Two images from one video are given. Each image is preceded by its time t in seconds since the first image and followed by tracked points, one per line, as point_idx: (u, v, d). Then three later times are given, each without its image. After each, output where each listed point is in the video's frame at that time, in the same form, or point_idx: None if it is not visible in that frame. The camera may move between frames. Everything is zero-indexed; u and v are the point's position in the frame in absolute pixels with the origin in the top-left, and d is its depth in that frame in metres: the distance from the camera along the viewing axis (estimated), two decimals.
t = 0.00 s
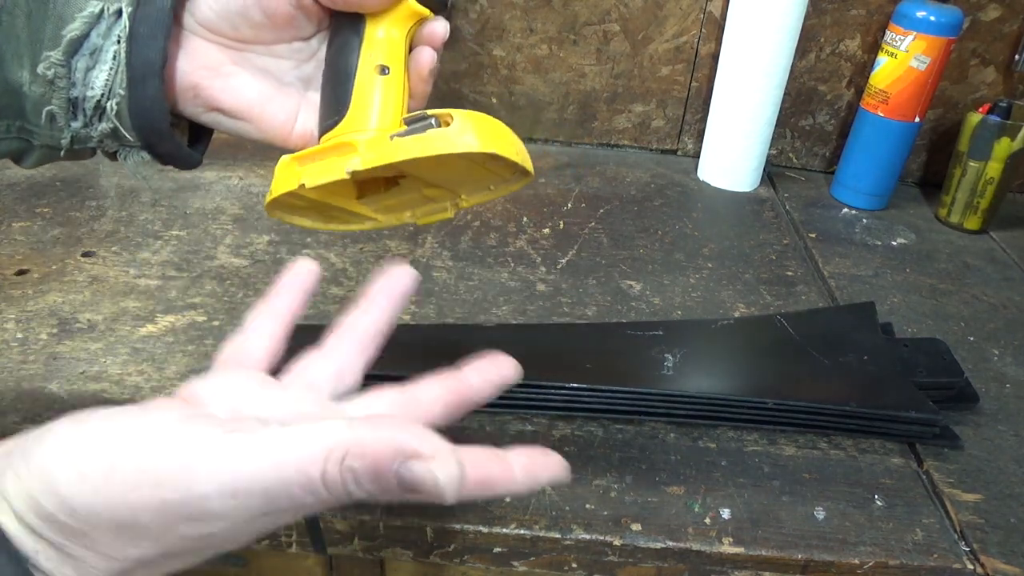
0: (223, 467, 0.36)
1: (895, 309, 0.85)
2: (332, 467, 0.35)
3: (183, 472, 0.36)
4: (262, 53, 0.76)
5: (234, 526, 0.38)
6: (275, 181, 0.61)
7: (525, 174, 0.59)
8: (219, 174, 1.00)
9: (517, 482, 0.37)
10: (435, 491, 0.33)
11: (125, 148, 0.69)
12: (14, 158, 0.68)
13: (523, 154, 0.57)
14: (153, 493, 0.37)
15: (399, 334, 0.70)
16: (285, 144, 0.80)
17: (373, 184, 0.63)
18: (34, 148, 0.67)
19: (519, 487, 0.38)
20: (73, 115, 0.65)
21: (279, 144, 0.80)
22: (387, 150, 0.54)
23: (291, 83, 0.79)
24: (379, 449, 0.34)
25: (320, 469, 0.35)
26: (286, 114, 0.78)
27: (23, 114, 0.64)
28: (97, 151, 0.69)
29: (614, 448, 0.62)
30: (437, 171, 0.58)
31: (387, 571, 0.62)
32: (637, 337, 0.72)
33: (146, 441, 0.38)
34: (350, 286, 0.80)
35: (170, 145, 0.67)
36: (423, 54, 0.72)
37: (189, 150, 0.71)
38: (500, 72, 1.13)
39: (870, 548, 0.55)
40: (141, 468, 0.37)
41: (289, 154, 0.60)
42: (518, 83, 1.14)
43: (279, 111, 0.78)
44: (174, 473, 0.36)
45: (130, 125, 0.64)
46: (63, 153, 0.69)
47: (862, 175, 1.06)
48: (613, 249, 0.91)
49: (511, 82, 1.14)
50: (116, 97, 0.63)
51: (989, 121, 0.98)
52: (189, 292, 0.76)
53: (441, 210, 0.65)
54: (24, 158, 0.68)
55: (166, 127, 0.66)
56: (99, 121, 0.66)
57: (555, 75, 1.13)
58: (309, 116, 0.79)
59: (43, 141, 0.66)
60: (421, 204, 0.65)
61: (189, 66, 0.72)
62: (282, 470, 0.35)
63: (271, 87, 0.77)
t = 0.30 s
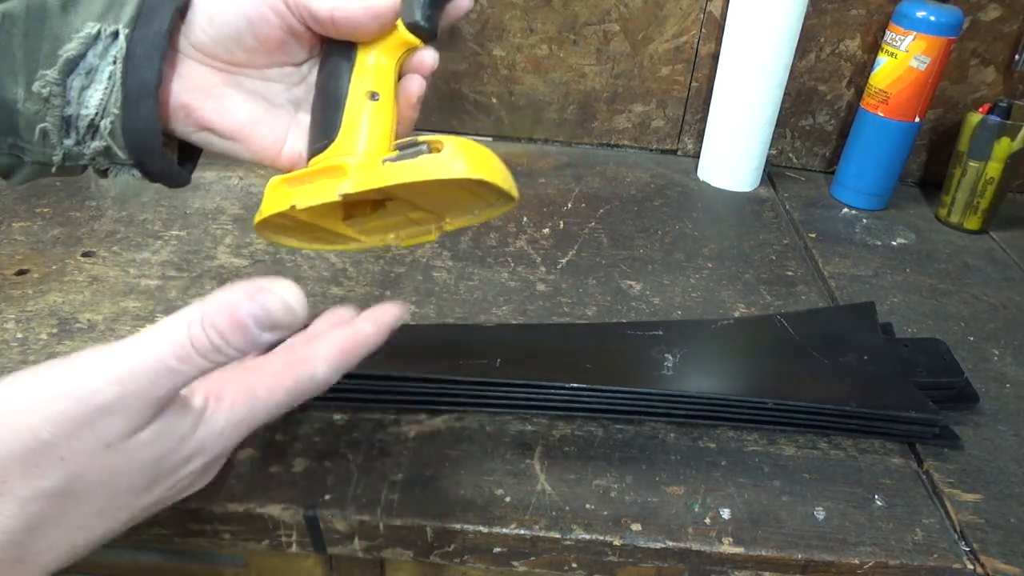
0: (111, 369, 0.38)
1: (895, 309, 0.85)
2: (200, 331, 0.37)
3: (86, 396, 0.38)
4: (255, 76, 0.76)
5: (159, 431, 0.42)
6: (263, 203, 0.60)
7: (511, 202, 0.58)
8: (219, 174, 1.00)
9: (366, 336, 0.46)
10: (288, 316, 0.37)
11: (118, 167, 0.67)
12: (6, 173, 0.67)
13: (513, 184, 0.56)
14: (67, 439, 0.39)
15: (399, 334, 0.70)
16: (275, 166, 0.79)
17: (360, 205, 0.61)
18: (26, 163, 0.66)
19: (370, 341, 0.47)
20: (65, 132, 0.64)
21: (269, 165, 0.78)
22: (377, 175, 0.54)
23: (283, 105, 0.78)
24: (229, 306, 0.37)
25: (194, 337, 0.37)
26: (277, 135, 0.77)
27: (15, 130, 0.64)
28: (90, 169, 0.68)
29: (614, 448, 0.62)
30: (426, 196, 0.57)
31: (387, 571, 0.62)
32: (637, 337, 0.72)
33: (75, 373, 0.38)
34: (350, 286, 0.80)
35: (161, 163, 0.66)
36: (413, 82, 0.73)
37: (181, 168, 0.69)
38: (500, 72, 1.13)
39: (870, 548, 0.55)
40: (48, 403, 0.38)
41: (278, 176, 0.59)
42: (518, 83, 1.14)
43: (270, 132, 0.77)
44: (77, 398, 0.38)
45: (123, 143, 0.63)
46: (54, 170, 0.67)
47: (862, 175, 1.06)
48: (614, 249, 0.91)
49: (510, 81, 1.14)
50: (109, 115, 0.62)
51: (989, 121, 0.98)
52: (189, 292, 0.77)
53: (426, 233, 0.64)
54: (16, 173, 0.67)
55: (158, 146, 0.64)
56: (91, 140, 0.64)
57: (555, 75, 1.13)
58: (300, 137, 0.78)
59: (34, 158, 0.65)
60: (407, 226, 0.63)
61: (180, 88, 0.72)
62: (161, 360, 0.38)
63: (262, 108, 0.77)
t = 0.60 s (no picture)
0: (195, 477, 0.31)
1: (895, 309, 0.85)
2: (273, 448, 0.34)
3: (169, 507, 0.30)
4: (233, 82, 0.76)
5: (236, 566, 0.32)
6: (243, 211, 0.60)
7: (491, 210, 0.58)
8: (219, 174, 1.00)
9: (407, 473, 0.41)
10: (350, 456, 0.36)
11: (99, 174, 0.66)
12: None
13: (492, 190, 0.56)
14: (131, 553, 0.28)
15: (399, 334, 0.70)
16: (255, 172, 0.78)
17: (341, 214, 0.61)
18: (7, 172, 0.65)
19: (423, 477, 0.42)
20: (45, 140, 0.64)
21: (249, 172, 0.78)
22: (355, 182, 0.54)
23: (265, 111, 0.78)
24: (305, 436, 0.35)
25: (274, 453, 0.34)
26: (258, 142, 0.77)
27: None
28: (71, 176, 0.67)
29: (614, 448, 0.62)
30: (406, 203, 0.57)
31: (387, 571, 0.62)
32: (638, 337, 0.72)
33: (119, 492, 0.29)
34: (350, 286, 0.80)
35: (141, 170, 0.65)
36: (394, 88, 0.72)
37: (163, 175, 0.69)
38: (500, 72, 1.13)
39: (870, 548, 0.55)
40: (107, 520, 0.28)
41: (258, 183, 0.59)
42: (518, 83, 1.14)
43: (251, 139, 0.77)
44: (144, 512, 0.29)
45: (102, 151, 0.62)
46: (36, 177, 0.67)
47: (862, 175, 1.06)
48: (613, 249, 0.91)
49: (510, 81, 1.14)
50: (88, 122, 0.61)
51: (989, 121, 0.99)
52: (189, 292, 0.76)
53: (410, 239, 0.63)
54: None
55: (139, 152, 0.63)
56: (70, 147, 0.63)
57: (555, 75, 1.13)
58: (281, 143, 0.78)
59: (16, 166, 0.65)
60: (391, 232, 0.63)
61: (160, 93, 0.71)
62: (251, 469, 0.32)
63: (241, 115, 0.76)
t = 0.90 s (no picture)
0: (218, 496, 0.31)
1: (895, 309, 0.85)
2: (319, 466, 0.30)
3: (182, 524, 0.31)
4: (226, 81, 0.76)
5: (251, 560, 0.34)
6: (236, 211, 0.60)
7: (485, 211, 0.58)
8: (219, 173, 1.00)
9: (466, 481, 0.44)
10: (422, 465, 0.30)
11: (92, 174, 0.66)
12: None
13: (484, 192, 0.56)
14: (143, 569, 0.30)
15: (399, 334, 0.70)
16: (249, 173, 0.79)
17: (335, 215, 0.61)
18: None
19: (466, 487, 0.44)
20: (37, 140, 0.63)
21: (243, 172, 0.79)
22: (344, 183, 0.54)
23: (259, 111, 0.78)
24: (359, 445, 0.30)
25: (312, 471, 0.31)
26: (251, 142, 0.77)
27: None
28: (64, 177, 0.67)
29: (614, 448, 0.62)
30: (398, 205, 0.57)
31: (387, 571, 0.62)
32: (638, 337, 0.72)
33: (140, 498, 0.31)
34: (350, 286, 0.80)
35: (135, 170, 0.65)
36: (388, 87, 0.72)
37: (158, 175, 0.69)
38: (500, 72, 1.13)
39: (870, 548, 0.55)
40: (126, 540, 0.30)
41: (251, 184, 0.59)
42: (518, 83, 1.14)
43: (244, 140, 0.77)
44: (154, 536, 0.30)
45: (95, 151, 0.62)
46: (27, 178, 0.66)
47: (862, 175, 1.06)
48: (613, 249, 0.91)
49: (510, 81, 1.14)
50: (80, 121, 0.61)
51: (989, 121, 0.99)
52: (189, 292, 0.77)
53: (405, 241, 0.64)
54: None
55: (131, 152, 0.64)
56: (63, 147, 0.63)
57: (555, 75, 1.13)
58: (275, 144, 0.79)
59: (7, 166, 0.64)
60: (386, 233, 0.63)
61: (152, 93, 0.71)
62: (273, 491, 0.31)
63: (234, 115, 0.77)
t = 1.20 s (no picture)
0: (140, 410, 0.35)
1: (895, 309, 0.85)
2: (230, 378, 0.36)
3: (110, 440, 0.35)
4: (230, 81, 0.76)
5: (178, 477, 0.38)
6: (240, 212, 0.60)
7: (491, 212, 0.58)
8: (219, 173, 1.00)
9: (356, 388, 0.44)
10: (320, 364, 0.38)
11: (96, 175, 0.66)
12: None
13: (491, 194, 0.56)
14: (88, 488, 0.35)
15: (399, 334, 0.70)
16: (253, 173, 0.79)
17: (340, 216, 0.61)
18: (3, 173, 0.64)
19: (357, 394, 0.44)
20: (41, 141, 0.63)
21: (247, 173, 0.78)
22: (350, 184, 0.54)
23: (263, 112, 0.79)
24: (265, 357, 0.37)
25: (224, 384, 0.36)
26: (255, 143, 0.77)
27: None
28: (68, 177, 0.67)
29: (614, 448, 0.62)
30: (404, 207, 0.57)
31: (387, 571, 0.62)
32: (637, 337, 0.72)
33: (76, 423, 0.35)
34: (350, 286, 0.80)
35: (139, 171, 0.65)
36: (394, 87, 0.72)
37: (161, 174, 0.69)
38: (500, 72, 1.13)
39: (870, 548, 0.55)
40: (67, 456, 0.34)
41: (255, 185, 0.59)
42: (518, 83, 1.14)
43: (248, 140, 0.77)
44: (89, 449, 0.34)
45: (99, 151, 0.62)
46: (32, 178, 0.66)
47: (862, 175, 1.06)
48: (613, 249, 0.91)
49: (510, 81, 1.14)
50: (84, 122, 0.61)
51: (989, 121, 0.99)
52: (189, 292, 0.77)
53: (410, 242, 0.64)
54: None
55: (135, 152, 0.64)
56: (67, 147, 0.63)
57: (555, 75, 1.13)
58: (279, 145, 0.79)
59: (11, 167, 0.64)
60: (390, 235, 0.63)
61: (156, 95, 0.71)
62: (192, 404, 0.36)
63: (239, 116, 0.76)
